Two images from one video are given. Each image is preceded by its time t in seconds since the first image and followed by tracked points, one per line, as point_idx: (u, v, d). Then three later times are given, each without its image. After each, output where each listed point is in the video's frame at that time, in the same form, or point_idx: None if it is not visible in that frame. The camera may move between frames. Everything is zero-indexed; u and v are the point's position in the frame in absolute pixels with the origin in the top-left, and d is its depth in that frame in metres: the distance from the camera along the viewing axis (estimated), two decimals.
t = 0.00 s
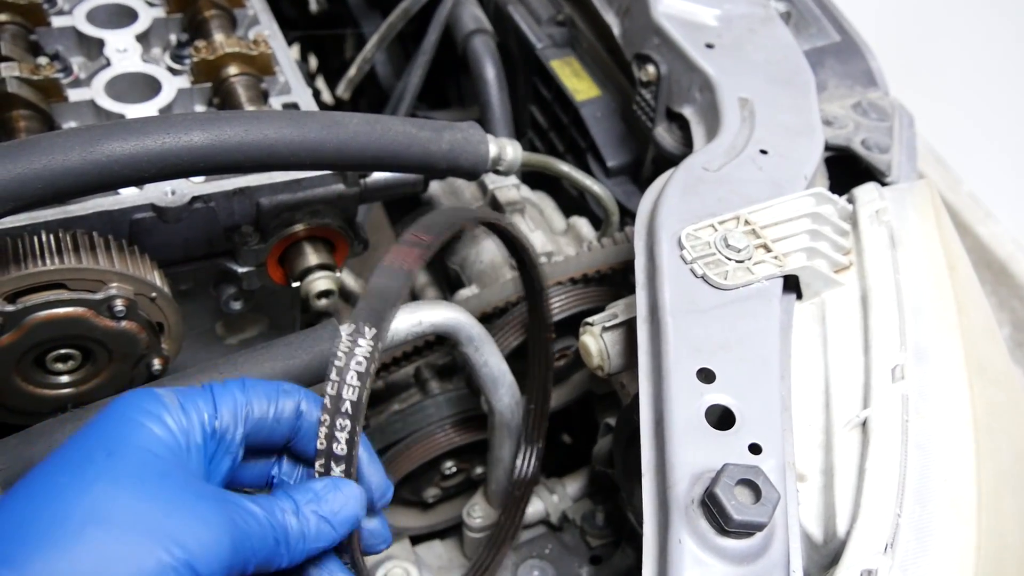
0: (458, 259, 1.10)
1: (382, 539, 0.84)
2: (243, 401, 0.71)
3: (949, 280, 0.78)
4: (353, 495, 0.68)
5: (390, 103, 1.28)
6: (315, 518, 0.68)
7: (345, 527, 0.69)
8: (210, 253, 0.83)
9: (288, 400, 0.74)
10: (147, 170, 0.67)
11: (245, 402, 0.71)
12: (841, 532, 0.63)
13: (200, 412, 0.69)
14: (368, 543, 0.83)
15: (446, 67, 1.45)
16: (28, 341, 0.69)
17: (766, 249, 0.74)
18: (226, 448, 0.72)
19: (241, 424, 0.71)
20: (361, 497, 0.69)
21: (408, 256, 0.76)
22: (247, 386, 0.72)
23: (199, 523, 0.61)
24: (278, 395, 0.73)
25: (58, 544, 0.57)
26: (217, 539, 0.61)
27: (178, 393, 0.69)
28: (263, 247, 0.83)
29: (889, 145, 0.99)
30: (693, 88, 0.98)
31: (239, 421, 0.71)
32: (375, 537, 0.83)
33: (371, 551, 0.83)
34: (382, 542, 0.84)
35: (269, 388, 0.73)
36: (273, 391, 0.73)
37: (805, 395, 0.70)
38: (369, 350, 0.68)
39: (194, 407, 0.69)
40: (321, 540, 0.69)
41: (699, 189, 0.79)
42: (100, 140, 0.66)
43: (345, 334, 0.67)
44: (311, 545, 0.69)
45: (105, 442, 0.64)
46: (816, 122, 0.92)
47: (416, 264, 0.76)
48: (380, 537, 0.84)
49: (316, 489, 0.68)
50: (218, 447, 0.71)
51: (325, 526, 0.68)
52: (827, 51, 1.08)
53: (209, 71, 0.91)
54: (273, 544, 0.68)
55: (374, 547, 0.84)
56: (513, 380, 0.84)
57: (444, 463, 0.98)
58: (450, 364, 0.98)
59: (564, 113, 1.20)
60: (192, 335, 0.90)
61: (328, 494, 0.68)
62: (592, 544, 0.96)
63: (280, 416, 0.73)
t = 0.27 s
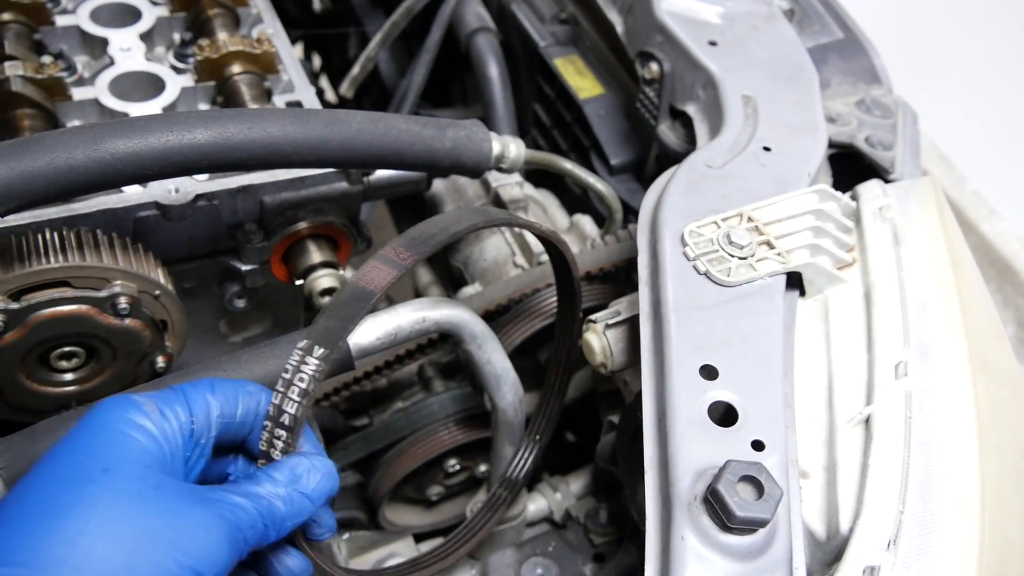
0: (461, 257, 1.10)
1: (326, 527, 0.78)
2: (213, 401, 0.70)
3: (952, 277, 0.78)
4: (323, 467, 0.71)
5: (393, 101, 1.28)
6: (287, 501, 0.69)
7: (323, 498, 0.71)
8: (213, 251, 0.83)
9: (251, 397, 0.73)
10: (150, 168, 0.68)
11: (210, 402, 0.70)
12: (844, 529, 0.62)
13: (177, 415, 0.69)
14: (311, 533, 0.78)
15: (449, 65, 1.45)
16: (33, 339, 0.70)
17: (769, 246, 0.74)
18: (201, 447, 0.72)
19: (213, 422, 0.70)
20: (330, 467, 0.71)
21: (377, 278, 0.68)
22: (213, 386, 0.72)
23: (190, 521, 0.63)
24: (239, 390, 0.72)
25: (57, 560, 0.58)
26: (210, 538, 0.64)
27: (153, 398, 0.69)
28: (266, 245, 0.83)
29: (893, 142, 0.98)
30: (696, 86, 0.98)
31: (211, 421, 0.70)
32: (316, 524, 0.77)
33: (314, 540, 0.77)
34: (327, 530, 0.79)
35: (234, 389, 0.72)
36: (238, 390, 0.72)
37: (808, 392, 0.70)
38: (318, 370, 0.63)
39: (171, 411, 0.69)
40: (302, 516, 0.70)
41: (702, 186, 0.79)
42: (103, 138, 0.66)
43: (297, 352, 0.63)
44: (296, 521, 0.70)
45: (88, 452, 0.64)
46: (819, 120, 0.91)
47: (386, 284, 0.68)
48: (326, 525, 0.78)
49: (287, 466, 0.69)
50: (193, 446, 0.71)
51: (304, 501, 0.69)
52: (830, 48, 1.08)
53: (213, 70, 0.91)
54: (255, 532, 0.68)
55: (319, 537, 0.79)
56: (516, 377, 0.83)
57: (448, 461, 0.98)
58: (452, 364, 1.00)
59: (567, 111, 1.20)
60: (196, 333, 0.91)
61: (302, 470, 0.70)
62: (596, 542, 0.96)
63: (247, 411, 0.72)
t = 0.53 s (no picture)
0: (460, 264, 1.10)
1: (296, 497, 0.76)
2: (136, 395, 0.71)
3: (947, 283, 0.78)
4: (246, 432, 0.71)
5: (392, 107, 1.29)
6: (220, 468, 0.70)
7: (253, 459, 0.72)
8: (212, 260, 0.84)
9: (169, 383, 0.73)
10: (148, 180, 0.68)
11: (132, 398, 0.70)
12: (839, 538, 0.63)
13: (106, 417, 0.69)
14: (279, 510, 0.76)
15: (448, 71, 1.45)
16: (33, 349, 0.70)
17: (764, 254, 0.74)
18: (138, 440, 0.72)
19: (142, 412, 0.71)
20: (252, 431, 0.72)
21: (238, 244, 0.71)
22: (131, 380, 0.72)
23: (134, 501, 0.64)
24: (154, 379, 0.73)
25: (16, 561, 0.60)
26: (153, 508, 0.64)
27: (79, 401, 0.69)
28: (265, 254, 0.83)
29: (889, 148, 0.99)
30: (692, 93, 0.98)
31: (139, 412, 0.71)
32: (282, 500, 0.76)
33: (283, 515, 0.75)
34: (299, 502, 0.77)
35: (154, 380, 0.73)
36: (154, 379, 0.73)
37: (803, 400, 0.71)
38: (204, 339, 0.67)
39: (98, 412, 0.69)
40: (237, 482, 0.71)
41: (697, 194, 0.80)
42: (102, 150, 0.66)
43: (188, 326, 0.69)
44: (233, 489, 0.71)
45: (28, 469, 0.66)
46: (815, 127, 0.92)
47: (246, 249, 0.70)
48: (296, 497, 0.77)
49: (208, 438, 0.70)
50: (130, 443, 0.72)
51: (235, 465, 0.70)
52: (826, 54, 1.09)
53: (211, 78, 0.92)
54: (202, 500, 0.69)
55: (297, 509, 0.77)
56: (513, 386, 0.84)
57: (447, 468, 0.98)
58: (452, 369, 1.00)
59: (565, 117, 1.20)
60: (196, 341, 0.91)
61: (223, 439, 0.71)
62: (595, 548, 0.97)
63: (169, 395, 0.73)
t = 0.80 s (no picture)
0: (464, 264, 1.10)
1: (260, 476, 0.75)
2: (75, 398, 0.68)
3: (955, 285, 0.78)
4: (184, 421, 0.67)
5: (396, 107, 1.28)
6: (161, 458, 0.66)
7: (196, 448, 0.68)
8: (216, 259, 0.83)
9: (110, 384, 0.70)
10: (154, 177, 0.68)
11: (71, 401, 0.68)
12: (847, 540, 0.62)
13: (44, 422, 0.66)
14: (243, 491, 0.74)
15: (452, 71, 1.45)
16: (36, 347, 0.70)
17: (772, 255, 0.74)
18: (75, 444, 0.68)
19: (81, 413, 0.68)
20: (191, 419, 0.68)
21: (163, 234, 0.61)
22: (70, 386, 0.69)
23: (65, 489, 0.60)
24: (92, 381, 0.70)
25: None
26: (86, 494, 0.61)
27: (16, 409, 0.66)
28: (269, 253, 0.83)
29: (896, 150, 0.98)
30: (699, 93, 0.98)
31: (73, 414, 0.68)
32: (246, 480, 0.74)
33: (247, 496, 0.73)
34: (263, 481, 0.75)
35: (93, 382, 0.70)
36: (93, 382, 0.70)
37: (811, 402, 0.70)
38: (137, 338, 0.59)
39: (37, 417, 0.66)
40: (180, 472, 0.67)
41: (704, 195, 0.79)
42: (107, 147, 0.66)
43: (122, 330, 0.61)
44: (177, 480, 0.67)
45: None
46: (822, 128, 0.91)
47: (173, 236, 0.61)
48: (258, 480, 0.74)
49: (144, 432, 0.66)
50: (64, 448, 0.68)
51: (174, 456, 0.66)
52: (833, 56, 1.08)
53: (216, 77, 0.91)
54: (141, 493, 0.65)
55: (262, 488, 0.75)
56: (519, 387, 0.83)
57: (450, 468, 0.97)
58: (456, 369, 0.99)
59: (570, 118, 1.20)
60: (199, 340, 0.91)
61: (161, 431, 0.67)
62: (598, 550, 0.96)
63: (110, 396, 0.70)
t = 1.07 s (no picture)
0: (465, 265, 1.10)
1: (175, 475, 0.76)
2: None
3: (955, 286, 0.78)
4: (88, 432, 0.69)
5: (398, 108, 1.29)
6: (65, 465, 0.67)
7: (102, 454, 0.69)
8: (218, 260, 0.84)
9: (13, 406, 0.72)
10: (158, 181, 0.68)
11: None
12: (847, 541, 0.63)
13: None
14: (161, 492, 0.75)
15: (453, 73, 1.45)
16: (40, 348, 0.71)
17: (772, 257, 0.74)
18: None
19: None
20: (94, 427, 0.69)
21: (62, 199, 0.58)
22: None
23: None
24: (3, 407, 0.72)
25: None
26: None
27: None
28: (271, 255, 0.83)
29: (896, 152, 0.99)
30: (699, 95, 0.98)
31: None
32: (162, 480, 0.75)
33: (162, 496, 0.75)
34: (181, 479, 0.76)
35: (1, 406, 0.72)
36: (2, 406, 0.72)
37: (811, 403, 0.70)
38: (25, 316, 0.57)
39: None
40: (89, 479, 0.68)
41: (705, 196, 0.80)
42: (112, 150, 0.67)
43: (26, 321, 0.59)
44: (86, 487, 0.69)
45: None
46: (822, 130, 0.92)
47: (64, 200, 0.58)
48: (172, 478, 0.75)
49: (47, 446, 0.68)
50: None
51: (78, 465, 0.68)
52: (833, 58, 1.09)
53: (218, 79, 0.91)
54: (45, 504, 0.67)
55: (180, 486, 0.76)
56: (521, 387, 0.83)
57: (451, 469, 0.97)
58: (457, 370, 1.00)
59: (571, 119, 1.20)
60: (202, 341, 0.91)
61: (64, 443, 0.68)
62: (599, 550, 0.96)
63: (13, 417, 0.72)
